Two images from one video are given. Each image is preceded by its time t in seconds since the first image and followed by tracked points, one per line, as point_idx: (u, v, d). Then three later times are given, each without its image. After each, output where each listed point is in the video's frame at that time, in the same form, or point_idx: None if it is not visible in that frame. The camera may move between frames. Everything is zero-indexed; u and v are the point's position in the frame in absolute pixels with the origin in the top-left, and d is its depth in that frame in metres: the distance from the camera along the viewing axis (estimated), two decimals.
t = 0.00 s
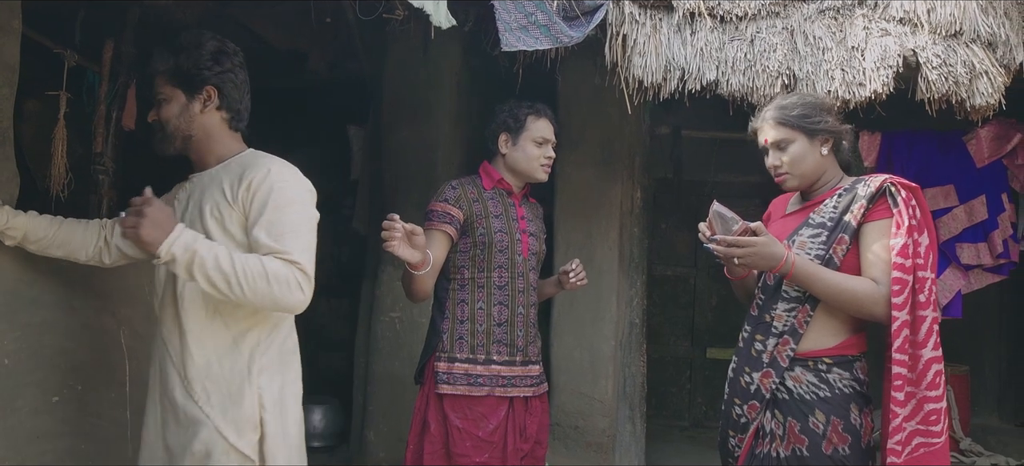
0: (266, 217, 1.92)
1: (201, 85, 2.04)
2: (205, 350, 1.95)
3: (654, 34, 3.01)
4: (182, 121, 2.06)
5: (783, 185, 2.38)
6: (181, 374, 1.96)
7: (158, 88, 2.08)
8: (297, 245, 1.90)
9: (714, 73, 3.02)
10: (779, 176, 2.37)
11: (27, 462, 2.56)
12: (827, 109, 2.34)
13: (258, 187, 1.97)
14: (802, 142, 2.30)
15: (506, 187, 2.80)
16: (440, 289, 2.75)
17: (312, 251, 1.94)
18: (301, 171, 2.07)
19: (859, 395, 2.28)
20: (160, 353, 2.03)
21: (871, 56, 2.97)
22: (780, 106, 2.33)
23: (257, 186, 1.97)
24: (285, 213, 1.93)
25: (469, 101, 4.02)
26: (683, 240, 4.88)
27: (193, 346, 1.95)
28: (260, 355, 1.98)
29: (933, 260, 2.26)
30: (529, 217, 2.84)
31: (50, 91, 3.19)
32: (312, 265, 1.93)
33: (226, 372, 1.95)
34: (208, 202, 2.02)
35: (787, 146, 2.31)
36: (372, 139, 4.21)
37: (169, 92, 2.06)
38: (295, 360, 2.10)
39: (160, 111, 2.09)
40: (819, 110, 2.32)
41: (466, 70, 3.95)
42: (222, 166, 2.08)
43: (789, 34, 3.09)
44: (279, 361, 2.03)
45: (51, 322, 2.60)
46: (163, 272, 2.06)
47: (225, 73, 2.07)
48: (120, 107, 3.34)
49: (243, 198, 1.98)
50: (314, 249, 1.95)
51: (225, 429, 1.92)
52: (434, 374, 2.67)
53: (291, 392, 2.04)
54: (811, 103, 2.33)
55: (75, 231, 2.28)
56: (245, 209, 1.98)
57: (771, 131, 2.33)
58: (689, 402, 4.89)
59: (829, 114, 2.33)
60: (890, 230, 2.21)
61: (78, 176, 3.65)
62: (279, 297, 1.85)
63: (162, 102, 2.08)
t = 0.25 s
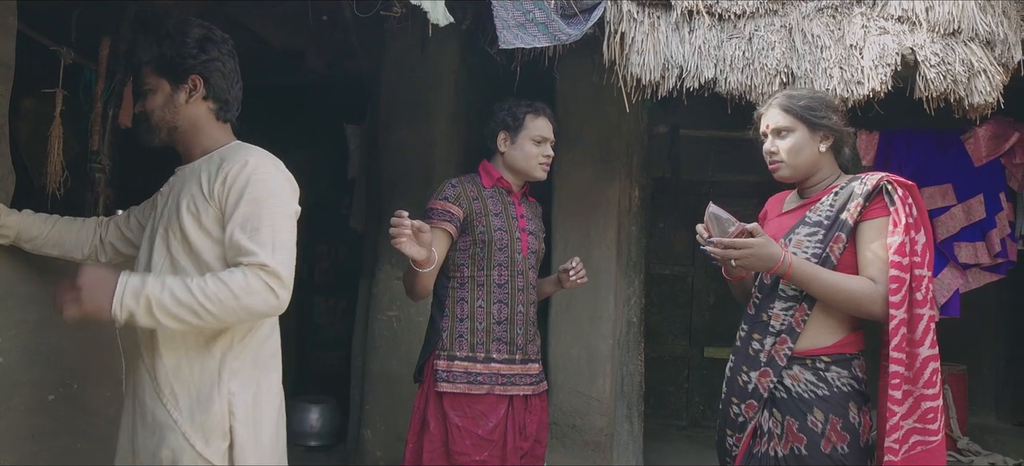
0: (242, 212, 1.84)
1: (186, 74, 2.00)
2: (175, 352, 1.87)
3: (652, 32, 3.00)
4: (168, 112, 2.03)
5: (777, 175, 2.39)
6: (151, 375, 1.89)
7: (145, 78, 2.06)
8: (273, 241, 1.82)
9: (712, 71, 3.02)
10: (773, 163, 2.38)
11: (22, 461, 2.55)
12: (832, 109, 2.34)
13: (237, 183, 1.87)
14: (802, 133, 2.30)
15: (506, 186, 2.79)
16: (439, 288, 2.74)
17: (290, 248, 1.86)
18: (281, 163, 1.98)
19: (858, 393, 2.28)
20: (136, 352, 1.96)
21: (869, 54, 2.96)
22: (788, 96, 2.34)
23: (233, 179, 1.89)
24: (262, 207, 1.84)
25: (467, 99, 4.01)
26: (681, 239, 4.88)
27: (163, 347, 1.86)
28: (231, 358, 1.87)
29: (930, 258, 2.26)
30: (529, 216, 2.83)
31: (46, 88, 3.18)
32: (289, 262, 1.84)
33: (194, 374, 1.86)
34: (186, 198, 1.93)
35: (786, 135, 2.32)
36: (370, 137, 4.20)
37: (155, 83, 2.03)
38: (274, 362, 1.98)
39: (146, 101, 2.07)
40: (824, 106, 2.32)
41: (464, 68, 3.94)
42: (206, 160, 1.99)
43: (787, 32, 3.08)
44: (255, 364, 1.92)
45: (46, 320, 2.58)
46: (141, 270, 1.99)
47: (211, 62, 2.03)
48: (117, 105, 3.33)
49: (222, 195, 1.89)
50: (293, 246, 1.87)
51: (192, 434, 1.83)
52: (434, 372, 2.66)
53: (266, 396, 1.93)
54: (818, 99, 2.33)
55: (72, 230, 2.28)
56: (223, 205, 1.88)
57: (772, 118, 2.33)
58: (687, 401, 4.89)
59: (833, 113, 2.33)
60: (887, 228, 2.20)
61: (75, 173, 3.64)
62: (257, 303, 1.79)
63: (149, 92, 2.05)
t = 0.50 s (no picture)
0: (227, 215, 1.77)
1: (173, 68, 1.92)
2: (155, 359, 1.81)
3: (651, 32, 2.99)
4: (156, 107, 1.96)
5: (777, 172, 2.38)
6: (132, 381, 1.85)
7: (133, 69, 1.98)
8: (258, 245, 1.75)
9: (712, 71, 3.00)
10: (775, 160, 2.37)
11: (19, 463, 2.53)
12: (834, 107, 2.33)
13: (220, 187, 1.80)
14: (804, 131, 2.29)
15: (507, 186, 2.78)
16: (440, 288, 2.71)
17: (277, 252, 1.79)
18: (267, 160, 1.90)
19: (857, 394, 2.27)
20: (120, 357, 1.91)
21: (869, 53, 2.96)
22: (790, 95, 2.33)
23: (217, 179, 1.81)
24: (246, 209, 1.77)
25: (466, 99, 4.00)
26: (680, 240, 4.87)
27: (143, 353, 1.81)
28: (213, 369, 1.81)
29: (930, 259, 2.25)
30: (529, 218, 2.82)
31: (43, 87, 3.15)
32: (275, 267, 1.78)
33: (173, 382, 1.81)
34: (169, 202, 1.86)
35: (788, 132, 2.31)
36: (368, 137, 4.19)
37: (143, 76, 1.96)
38: (259, 370, 1.91)
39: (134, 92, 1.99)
40: (827, 105, 2.31)
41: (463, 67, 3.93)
42: (190, 159, 1.91)
43: (787, 32, 3.08)
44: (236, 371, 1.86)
45: (44, 321, 2.57)
46: (124, 271, 1.94)
47: (199, 54, 1.94)
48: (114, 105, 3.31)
49: (206, 199, 1.81)
50: (280, 249, 1.80)
51: (172, 443, 1.80)
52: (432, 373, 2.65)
53: (249, 406, 1.88)
54: (821, 97, 2.32)
55: (68, 230, 2.27)
56: (207, 210, 1.81)
57: (774, 115, 2.33)
58: (686, 401, 4.88)
59: (834, 112, 2.32)
60: (887, 229, 2.20)
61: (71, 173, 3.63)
62: (258, 326, 1.74)
63: (136, 84, 1.98)
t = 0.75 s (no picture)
0: (209, 218, 1.71)
1: (162, 65, 1.90)
2: (143, 363, 1.77)
3: (652, 32, 2.99)
4: (145, 104, 1.94)
5: (781, 173, 2.38)
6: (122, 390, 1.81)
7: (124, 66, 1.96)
8: (233, 250, 1.68)
9: (713, 71, 3.00)
10: (779, 162, 2.36)
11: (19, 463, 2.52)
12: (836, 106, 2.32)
13: (200, 189, 1.74)
14: (808, 131, 2.28)
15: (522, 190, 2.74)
16: (447, 270, 2.52)
17: (259, 254, 1.71)
18: (252, 157, 1.83)
19: (860, 394, 2.26)
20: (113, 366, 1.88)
21: (870, 54, 2.95)
22: (791, 96, 2.32)
23: (197, 184, 1.74)
24: (222, 213, 1.70)
25: (465, 99, 3.99)
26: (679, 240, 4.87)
27: (131, 358, 1.78)
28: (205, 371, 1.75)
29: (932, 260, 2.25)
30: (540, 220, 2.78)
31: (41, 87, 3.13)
32: (254, 272, 1.70)
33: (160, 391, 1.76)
34: (155, 207, 1.81)
35: (791, 133, 2.30)
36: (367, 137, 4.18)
37: (133, 73, 1.94)
38: (252, 376, 1.86)
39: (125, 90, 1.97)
40: (829, 104, 2.30)
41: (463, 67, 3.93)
42: (175, 161, 1.86)
43: (788, 32, 3.07)
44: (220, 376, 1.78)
45: (44, 321, 2.56)
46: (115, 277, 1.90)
47: (189, 51, 1.91)
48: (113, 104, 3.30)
49: (188, 202, 1.75)
50: (259, 252, 1.72)
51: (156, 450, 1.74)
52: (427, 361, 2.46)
53: (240, 412, 1.82)
54: (823, 97, 2.31)
55: (67, 230, 2.25)
56: (190, 213, 1.75)
57: (777, 117, 2.31)
58: (685, 401, 4.88)
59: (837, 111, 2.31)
60: (891, 230, 2.19)
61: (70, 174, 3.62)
62: (245, 334, 1.67)
63: (127, 81, 1.96)
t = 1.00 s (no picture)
0: (189, 218, 1.69)
1: (154, 63, 1.90)
2: (133, 366, 1.77)
3: (652, 31, 2.98)
4: (138, 102, 1.94)
5: (786, 179, 2.37)
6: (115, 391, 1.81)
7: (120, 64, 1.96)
8: (209, 252, 1.66)
9: (713, 70, 3.00)
10: (782, 168, 2.36)
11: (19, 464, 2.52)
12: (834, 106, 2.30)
13: (181, 189, 1.72)
14: (808, 136, 2.28)
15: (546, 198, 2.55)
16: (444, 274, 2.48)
17: (238, 253, 1.69)
18: (237, 156, 1.81)
19: (863, 393, 2.26)
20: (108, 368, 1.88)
21: (871, 53, 2.95)
22: (788, 101, 2.31)
23: (178, 184, 1.73)
24: (201, 214, 1.68)
25: (465, 99, 3.99)
26: (679, 240, 4.86)
27: (122, 363, 1.78)
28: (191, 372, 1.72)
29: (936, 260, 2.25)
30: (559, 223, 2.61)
31: (39, 86, 3.12)
32: (231, 274, 1.68)
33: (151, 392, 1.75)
34: (141, 207, 1.80)
35: (791, 139, 2.29)
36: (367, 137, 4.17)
37: (127, 71, 1.94)
38: (243, 377, 1.82)
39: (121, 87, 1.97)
40: (827, 105, 2.29)
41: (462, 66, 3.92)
42: (162, 161, 1.85)
43: (789, 31, 3.07)
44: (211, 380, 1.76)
45: (43, 322, 2.55)
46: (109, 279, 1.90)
47: (182, 49, 1.89)
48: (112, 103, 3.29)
49: (170, 202, 1.74)
50: (239, 253, 1.70)
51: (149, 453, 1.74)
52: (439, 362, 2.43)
53: (233, 414, 1.79)
54: (820, 99, 2.30)
55: (66, 230, 2.24)
56: (172, 214, 1.74)
57: (776, 122, 2.31)
58: (684, 401, 4.88)
59: (835, 111, 2.29)
60: (899, 231, 2.19)
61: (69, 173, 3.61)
62: (221, 336, 1.65)
63: (122, 79, 1.95)
